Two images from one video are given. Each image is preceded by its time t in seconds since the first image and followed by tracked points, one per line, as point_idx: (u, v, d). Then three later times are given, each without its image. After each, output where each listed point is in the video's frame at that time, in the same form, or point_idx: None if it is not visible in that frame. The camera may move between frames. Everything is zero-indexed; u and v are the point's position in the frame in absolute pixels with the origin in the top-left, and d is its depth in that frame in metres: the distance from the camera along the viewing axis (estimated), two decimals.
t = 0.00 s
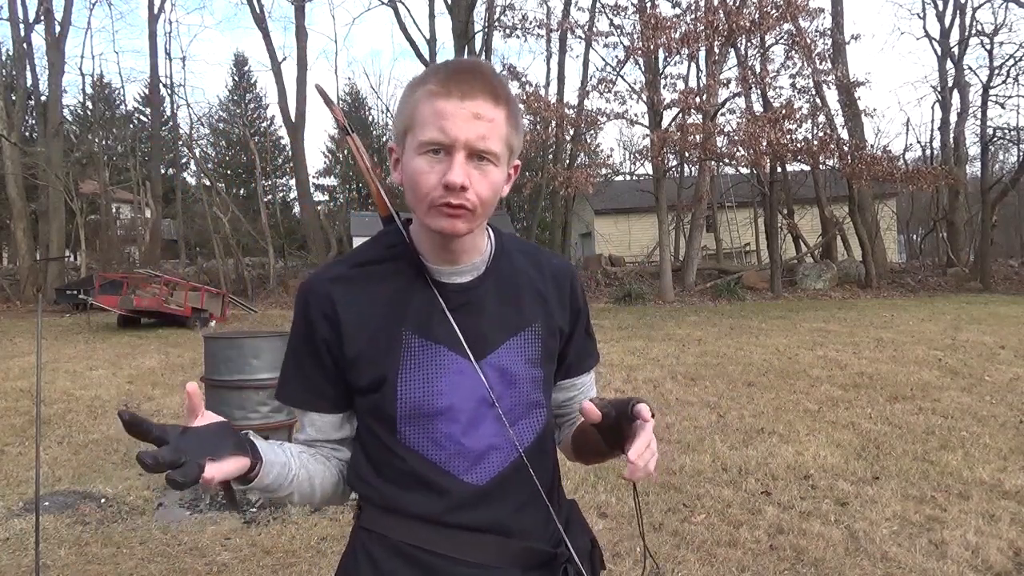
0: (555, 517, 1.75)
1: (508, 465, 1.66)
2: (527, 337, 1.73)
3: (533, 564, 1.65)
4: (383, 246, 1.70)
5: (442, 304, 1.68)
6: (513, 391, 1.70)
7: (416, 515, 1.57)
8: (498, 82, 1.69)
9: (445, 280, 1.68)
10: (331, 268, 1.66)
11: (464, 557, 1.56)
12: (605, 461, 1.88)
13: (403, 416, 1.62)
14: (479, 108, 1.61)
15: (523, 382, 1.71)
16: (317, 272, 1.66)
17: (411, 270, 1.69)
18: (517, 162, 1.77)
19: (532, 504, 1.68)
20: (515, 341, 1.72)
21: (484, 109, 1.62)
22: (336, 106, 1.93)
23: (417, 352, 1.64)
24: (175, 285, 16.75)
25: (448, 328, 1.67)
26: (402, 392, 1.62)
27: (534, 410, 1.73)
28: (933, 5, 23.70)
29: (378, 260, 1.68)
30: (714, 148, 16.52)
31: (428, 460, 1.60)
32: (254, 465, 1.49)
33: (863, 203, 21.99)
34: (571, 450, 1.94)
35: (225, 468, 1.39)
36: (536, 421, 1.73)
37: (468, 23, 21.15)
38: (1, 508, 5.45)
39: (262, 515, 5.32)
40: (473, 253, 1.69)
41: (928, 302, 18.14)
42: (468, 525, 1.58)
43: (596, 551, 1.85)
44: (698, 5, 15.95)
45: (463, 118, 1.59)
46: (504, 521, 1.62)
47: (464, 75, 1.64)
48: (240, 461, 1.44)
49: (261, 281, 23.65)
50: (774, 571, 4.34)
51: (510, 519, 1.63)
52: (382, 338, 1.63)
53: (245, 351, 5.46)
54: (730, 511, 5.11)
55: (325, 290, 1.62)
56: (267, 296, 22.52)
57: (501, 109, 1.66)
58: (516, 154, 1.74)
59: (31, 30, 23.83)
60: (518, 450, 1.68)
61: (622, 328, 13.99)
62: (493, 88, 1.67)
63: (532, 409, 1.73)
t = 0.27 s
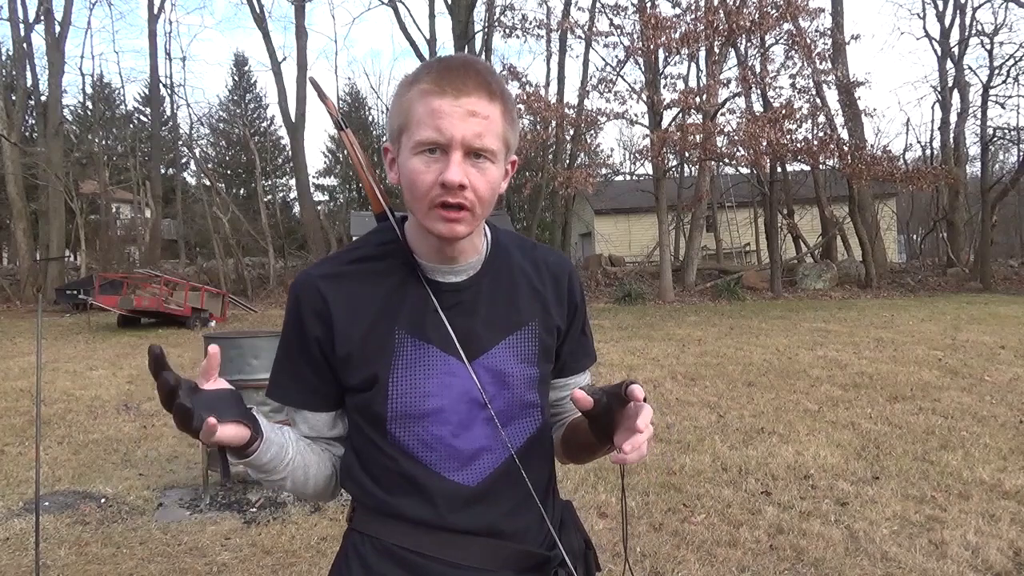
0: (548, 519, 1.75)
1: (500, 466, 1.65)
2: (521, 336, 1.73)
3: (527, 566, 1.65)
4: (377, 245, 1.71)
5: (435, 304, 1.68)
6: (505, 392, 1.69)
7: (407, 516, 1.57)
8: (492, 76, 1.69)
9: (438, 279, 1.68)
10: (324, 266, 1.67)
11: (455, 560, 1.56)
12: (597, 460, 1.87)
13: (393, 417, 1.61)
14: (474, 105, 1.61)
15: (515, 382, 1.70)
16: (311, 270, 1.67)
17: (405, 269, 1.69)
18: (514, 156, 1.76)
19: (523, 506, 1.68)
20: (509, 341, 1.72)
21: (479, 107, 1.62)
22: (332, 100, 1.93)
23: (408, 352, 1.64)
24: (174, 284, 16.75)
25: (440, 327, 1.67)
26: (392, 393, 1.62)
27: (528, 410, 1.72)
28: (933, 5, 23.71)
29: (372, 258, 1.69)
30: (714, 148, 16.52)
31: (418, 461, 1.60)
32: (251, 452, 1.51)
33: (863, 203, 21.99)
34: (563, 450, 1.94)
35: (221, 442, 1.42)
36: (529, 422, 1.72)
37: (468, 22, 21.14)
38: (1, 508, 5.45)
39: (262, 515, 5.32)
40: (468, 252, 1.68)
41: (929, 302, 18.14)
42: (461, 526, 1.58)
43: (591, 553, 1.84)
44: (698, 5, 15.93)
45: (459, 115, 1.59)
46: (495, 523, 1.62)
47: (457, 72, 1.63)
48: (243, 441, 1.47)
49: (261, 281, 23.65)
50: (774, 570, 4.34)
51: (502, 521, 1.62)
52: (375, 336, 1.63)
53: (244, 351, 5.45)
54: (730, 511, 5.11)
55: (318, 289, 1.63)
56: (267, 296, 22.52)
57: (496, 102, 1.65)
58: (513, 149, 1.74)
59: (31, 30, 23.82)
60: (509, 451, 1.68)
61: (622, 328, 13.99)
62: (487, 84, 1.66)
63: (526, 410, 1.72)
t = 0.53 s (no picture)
0: (543, 520, 1.75)
1: (495, 465, 1.65)
2: (519, 334, 1.73)
3: (519, 567, 1.65)
4: (375, 240, 1.71)
5: (433, 301, 1.68)
6: (501, 391, 1.69)
7: (401, 517, 1.57)
8: (486, 72, 1.68)
9: (436, 276, 1.68)
10: (321, 261, 1.67)
11: (447, 561, 1.56)
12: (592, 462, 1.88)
13: (388, 415, 1.61)
14: (471, 102, 1.60)
15: (512, 380, 1.70)
16: (308, 264, 1.67)
17: (402, 266, 1.69)
18: (511, 152, 1.76)
19: (518, 505, 1.68)
20: (508, 339, 1.71)
21: (476, 103, 1.61)
22: (332, 96, 1.93)
23: (404, 349, 1.64)
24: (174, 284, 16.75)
25: (437, 325, 1.67)
26: (388, 390, 1.62)
27: (524, 410, 1.72)
28: (933, 5, 23.71)
29: (369, 253, 1.68)
30: (714, 148, 16.52)
31: (414, 459, 1.60)
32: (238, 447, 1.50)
33: (863, 203, 21.98)
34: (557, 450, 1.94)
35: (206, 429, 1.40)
36: (525, 421, 1.72)
37: (468, 23, 21.14)
38: (1, 508, 5.45)
39: (263, 515, 5.32)
40: (467, 251, 1.68)
41: (929, 302, 18.14)
42: (455, 527, 1.58)
43: (585, 554, 1.84)
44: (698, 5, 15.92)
45: (456, 113, 1.58)
46: (488, 524, 1.62)
47: (453, 68, 1.63)
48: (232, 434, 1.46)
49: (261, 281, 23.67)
50: (774, 570, 4.34)
51: (496, 522, 1.62)
52: (371, 333, 1.63)
53: (244, 352, 5.44)
54: (730, 511, 5.11)
55: (315, 285, 1.63)
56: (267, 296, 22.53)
57: (492, 99, 1.65)
58: (510, 144, 1.73)
59: (31, 30, 23.83)
60: (504, 451, 1.68)
61: (622, 328, 14.00)
62: (483, 79, 1.66)
63: (522, 410, 1.72)
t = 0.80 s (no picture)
0: (536, 520, 1.75)
1: (492, 464, 1.66)
2: (518, 330, 1.73)
3: (513, 567, 1.65)
4: (373, 238, 1.70)
5: (430, 300, 1.67)
6: (499, 388, 1.69)
7: (397, 518, 1.57)
8: (487, 73, 1.68)
9: (434, 274, 1.68)
10: (320, 258, 1.65)
11: (443, 561, 1.56)
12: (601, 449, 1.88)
13: (386, 412, 1.61)
14: (474, 102, 1.61)
15: (509, 376, 1.71)
16: (305, 261, 1.65)
17: (400, 264, 1.68)
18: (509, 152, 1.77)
19: (514, 504, 1.68)
20: (506, 336, 1.72)
21: (479, 102, 1.62)
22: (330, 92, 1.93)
23: (402, 348, 1.63)
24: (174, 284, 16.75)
25: (435, 323, 1.66)
26: (386, 388, 1.62)
27: (521, 407, 1.73)
28: (933, 5, 23.69)
29: (367, 251, 1.67)
30: (714, 148, 16.51)
31: (411, 458, 1.60)
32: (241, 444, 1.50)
33: (863, 203, 21.98)
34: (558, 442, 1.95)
35: (212, 424, 1.41)
36: (522, 420, 1.73)
37: (468, 23, 21.14)
38: (1, 508, 5.45)
39: (262, 515, 5.32)
40: (465, 249, 1.68)
41: (928, 302, 18.14)
42: (451, 528, 1.58)
43: (578, 554, 1.85)
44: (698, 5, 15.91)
45: (460, 111, 1.58)
46: (484, 525, 1.61)
47: (454, 67, 1.63)
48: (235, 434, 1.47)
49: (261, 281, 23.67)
50: (774, 570, 4.34)
51: (491, 522, 1.62)
52: (369, 332, 1.62)
53: (244, 351, 5.45)
54: (730, 511, 5.11)
55: (313, 282, 1.61)
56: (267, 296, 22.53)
57: (494, 99, 1.66)
58: (509, 144, 1.74)
59: (32, 30, 23.82)
60: (502, 449, 1.68)
61: (622, 328, 14.00)
62: (483, 78, 1.66)
63: (519, 407, 1.73)
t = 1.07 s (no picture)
0: (535, 517, 1.75)
1: (491, 463, 1.66)
2: (512, 329, 1.73)
3: (513, 566, 1.65)
4: (366, 238, 1.68)
5: (426, 300, 1.66)
6: (496, 386, 1.69)
7: (399, 519, 1.57)
8: (484, 76, 1.68)
9: (428, 274, 1.67)
10: (315, 259, 1.62)
11: (445, 560, 1.56)
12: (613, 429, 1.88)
13: (386, 414, 1.60)
14: (476, 106, 1.61)
15: (507, 374, 1.71)
16: (300, 263, 1.62)
17: (395, 265, 1.66)
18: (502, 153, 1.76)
19: (513, 504, 1.68)
20: (501, 335, 1.72)
21: (481, 107, 1.62)
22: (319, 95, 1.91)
23: (401, 349, 1.62)
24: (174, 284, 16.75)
25: (431, 324, 1.65)
26: (386, 390, 1.60)
27: (519, 404, 1.74)
28: (933, 5, 23.67)
29: (362, 253, 1.65)
30: (714, 148, 16.51)
31: (411, 459, 1.59)
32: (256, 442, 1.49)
33: (863, 203, 21.97)
34: (571, 431, 1.93)
35: (235, 419, 1.40)
36: (519, 417, 1.74)
37: (467, 23, 21.13)
38: (1, 509, 5.45)
39: (263, 515, 5.32)
40: (458, 250, 1.68)
41: (929, 302, 18.13)
42: (452, 528, 1.58)
43: (577, 550, 1.86)
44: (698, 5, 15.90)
45: (464, 116, 1.58)
46: (484, 524, 1.62)
47: (455, 72, 1.62)
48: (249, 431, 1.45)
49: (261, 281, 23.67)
50: (774, 570, 4.34)
51: (491, 521, 1.62)
52: (367, 334, 1.60)
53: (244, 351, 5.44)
54: (730, 511, 5.11)
55: (309, 284, 1.58)
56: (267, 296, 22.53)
57: (492, 103, 1.66)
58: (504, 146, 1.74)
59: (31, 30, 23.82)
60: (500, 447, 1.68)
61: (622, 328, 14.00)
62: (481, 85, 1.67)
63: (515, 405, 1.73)
